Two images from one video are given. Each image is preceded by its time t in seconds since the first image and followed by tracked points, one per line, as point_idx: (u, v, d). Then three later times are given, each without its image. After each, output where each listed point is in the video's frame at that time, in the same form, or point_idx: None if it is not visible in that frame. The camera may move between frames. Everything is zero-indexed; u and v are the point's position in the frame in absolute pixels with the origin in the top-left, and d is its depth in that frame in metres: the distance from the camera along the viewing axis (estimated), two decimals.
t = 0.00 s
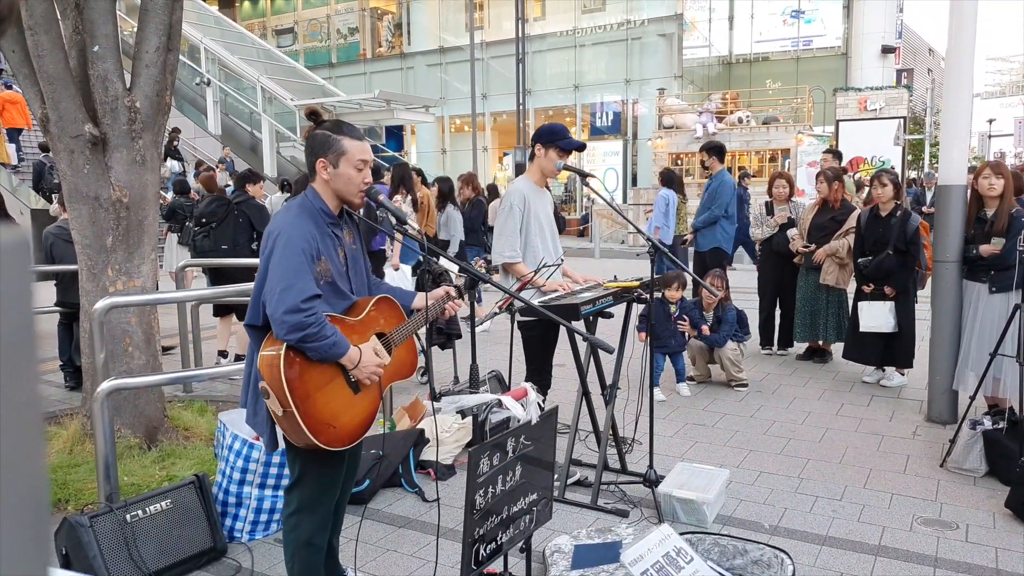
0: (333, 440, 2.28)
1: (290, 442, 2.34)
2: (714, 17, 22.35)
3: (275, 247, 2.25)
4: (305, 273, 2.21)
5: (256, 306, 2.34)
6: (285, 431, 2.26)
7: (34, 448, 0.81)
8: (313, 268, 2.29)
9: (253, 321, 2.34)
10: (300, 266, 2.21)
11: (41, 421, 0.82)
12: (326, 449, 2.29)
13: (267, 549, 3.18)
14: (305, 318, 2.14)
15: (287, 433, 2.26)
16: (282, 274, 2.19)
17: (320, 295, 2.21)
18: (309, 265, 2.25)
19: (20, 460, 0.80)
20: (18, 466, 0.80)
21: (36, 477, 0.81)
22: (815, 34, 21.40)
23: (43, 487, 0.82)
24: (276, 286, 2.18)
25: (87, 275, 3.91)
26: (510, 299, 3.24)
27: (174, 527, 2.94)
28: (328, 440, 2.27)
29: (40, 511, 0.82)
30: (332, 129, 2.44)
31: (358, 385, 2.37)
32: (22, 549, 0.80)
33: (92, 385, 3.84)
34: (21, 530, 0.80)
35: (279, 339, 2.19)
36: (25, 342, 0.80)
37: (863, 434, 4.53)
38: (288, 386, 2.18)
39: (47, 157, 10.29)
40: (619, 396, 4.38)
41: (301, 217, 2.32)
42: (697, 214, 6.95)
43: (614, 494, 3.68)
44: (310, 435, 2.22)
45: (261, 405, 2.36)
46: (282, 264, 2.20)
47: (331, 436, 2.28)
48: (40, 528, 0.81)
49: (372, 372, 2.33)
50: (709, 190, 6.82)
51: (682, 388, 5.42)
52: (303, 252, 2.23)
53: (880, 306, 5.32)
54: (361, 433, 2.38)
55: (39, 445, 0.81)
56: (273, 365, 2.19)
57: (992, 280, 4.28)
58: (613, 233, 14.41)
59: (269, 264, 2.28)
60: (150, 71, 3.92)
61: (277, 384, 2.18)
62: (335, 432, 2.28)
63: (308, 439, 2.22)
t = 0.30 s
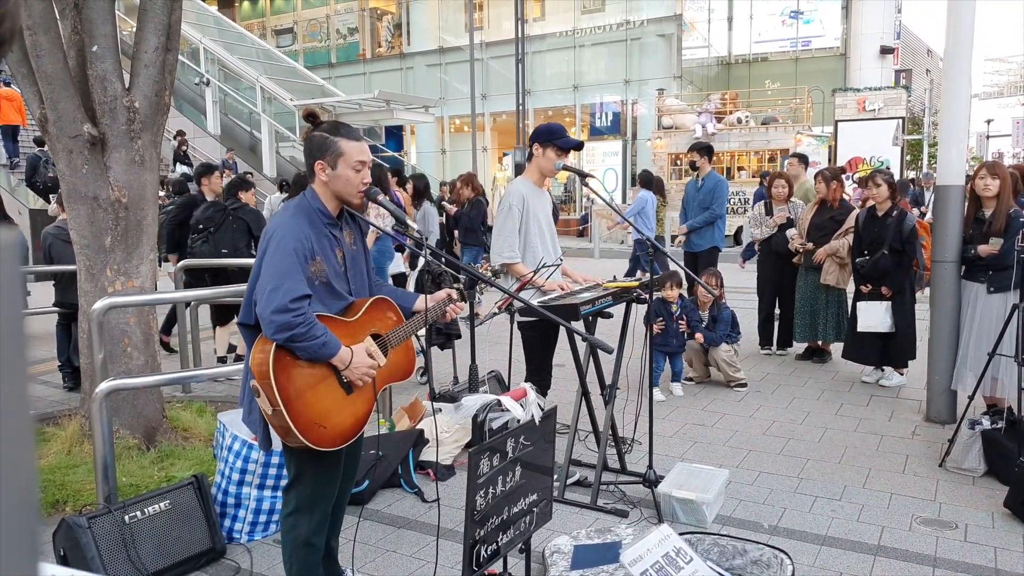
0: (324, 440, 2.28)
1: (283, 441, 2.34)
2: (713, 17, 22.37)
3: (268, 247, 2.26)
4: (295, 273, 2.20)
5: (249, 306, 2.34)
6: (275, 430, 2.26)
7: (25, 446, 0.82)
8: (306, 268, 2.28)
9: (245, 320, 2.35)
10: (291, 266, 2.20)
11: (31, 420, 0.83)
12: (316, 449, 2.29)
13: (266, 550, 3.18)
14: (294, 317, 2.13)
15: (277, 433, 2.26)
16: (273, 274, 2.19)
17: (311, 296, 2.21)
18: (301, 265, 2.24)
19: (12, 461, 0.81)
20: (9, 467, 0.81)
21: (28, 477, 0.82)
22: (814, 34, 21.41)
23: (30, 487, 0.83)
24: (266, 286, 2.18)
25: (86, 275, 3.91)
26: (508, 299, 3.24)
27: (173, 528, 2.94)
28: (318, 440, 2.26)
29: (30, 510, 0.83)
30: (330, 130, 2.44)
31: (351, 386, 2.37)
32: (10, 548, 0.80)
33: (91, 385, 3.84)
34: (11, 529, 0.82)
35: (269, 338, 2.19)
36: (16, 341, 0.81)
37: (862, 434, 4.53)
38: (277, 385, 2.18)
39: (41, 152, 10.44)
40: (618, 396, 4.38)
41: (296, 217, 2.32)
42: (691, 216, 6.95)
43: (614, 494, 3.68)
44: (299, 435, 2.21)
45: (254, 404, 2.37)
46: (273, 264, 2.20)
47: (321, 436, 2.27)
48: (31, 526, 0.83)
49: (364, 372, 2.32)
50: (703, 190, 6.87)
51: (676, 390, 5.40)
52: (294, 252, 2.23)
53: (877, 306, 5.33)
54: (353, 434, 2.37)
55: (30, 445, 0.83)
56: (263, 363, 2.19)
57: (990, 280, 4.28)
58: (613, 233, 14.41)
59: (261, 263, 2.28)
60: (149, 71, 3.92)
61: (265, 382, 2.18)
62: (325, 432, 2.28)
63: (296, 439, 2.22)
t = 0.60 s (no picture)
0: (318, 441, 2.28)
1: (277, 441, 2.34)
2: (713, 18, 22.39)
3: (264, 247, 2.26)
4: (290, 273, 2.20)
5: (245, 306, 2.34)
6: (269, 430, 2.26)
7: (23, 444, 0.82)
8: (301, 268, 2.28)
9: (241, 320, 2.36)
10: (286, 266, 2.20)
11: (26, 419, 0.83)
12: (310, 449, 2.29)
13: (265, 550, 3.18)
14: (287, 317, 2.13)
15: (271, 433, 2.26)
16: (267, 274, 2.19)
17: (305, 296, 2.21)
18: (297, 265, 2.24)
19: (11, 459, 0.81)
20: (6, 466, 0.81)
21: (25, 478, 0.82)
22: (814, 35, 21.39)
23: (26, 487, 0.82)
24: (261, 286, 2.18)
25: (86, 275, 3.91)
26: (508, 300, 3.24)
27: (173, 528, 2.94)
28: (312, 440, 2.26)
29: (29, 512, 0.83)
30: (330, 131, 2.44)
31: (346, 386, 2.37)
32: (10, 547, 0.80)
33: (91, 385, 3.84)
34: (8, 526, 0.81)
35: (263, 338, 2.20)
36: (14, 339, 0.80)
37: (861, 435, 4.53)
38: (270, 384, 2.18)
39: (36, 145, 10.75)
40: (618, 397, 4.38)
41: (292, 217, 2.32)
42: (693, 220, 6.89)
43: (613, 495, 3.68)
44: (292, 435, 2.21)
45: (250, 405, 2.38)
46: (268, 264, 2.20)
47: (314, 437, 2.27)
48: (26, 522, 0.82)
49: (358, 373, 2.33)
50: (701, 193, 6.88)
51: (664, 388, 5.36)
52: (290, 252, 2.23)
53: (874, 307, 5.33)
54: (347, 434, 2.37)
55: (27, 444, 0.82)
56: (256, 363, 2.19)
57: (990, 281, 4.28)
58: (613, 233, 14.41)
59: (258, 263, 2.28)
60: (149, 70, 3.92)
61: (259, 381, 2.18)
62: (318, 432, 2.28)
63: (289, 438, 2.22)
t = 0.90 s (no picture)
0: (314, 441, 2.27)
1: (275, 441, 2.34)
2: (712, 19, 22.43)
3: (261, 246, 2.26)
4: (287, 272, 2.20)
5: (242, 306, 2.35)
6: (266, 430, 2.26)
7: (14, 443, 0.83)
8: (299, 267, 2.28)
9: (238, 320, 2.36)
10: (283, 265, 2.20)
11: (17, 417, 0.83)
12: (307, 449, 2.28)
13: (263, 550, 3.17)
14: (283, 317, 2.13)
15: (267, 433, 2.26)
16: (264, 273, 2.19)
17: (302, 296, 2.20)
18: (294, 265, 2.24)
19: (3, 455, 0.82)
20: None
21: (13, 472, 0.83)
22: (812, 36, 21.33)
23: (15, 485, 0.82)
24: (257, 285, 2.18)
25: (83, 275, 3.91)
26: (506, 300, 3.24)
27: (170, 528, 2.94)
28: (308, 440, 2.26)
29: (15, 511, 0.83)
30: (328, 130, 2.44)
31: (343, 386, 2.36)
32: None
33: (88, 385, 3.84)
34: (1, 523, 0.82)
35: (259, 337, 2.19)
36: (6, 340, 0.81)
37: (859, 435, 4.53)
38: (267, 384, 2.18)
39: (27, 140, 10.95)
40: (616, 397, 4.38)
41: (290, 217, 2.32)
42: (691, 221, 6.87)
43: (611, 494, 3.68)
44: (288, 435, 2.21)
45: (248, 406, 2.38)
46: (264, 263, 2.20)
47: (310, 437, 2.26)
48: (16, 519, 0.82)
49: (355, 373, 2.32)
50: (698, 194, 6.87)
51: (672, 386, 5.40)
52: (287, 251, 2.23)
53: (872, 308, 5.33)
54: (344, 435, 2.37)
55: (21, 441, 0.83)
56: (253, 363, 2.19)
57: (987, 282, 4.29)
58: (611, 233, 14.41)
59: (255, 262, 2.28)
60: (147, 70, 3.91)
61: (255, 381, 2.18)
62: (315, 433, 2.27)
63: (285, 438, 2.22)
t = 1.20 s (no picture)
0: (317, 440, 2.27)
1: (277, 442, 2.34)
2: (709, 19, 22.50)
3: (262, 246, 2.26)
4: (288, 273, 2.20)
5: (243, 306, 2.34)
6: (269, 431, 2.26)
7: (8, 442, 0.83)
8: (300, 267, 2.28)
9: (239, 320, 2.35)
10: (284, 266, 2.20)
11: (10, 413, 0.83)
12: (310, 449, 2.28)
13: (260, 551, 3.17)
14: (286, 317, 2.13)
15: (270, 433, 2.26)
16: (265, 274, 2.18)
17: (303, 296, 2.20)
18: (295, 265, 2.24)
19: None
20: None
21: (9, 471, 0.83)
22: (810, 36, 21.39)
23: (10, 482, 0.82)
24: (259, 286, 2.17)
25: (80, 275, 3.90)
26: (505, 300, 3.24)
27: (167, 529, 2.94)
28: (311, 440, 2.26)
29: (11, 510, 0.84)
30: (326, 129, 2.43)
31: (344, 386, 2.36)
32: None
33: (85, 385, 3.83)
34: None
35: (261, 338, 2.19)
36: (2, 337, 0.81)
37: (856, 435, 4.54)
38: (269, 384, 2.18)
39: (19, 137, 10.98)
40: (613, 397, 4.38)
41: (290, 217, 2.31)
42: (688, 222, 6.88)
43: (608, 494, 3.68)
44: (290, 435, 2.21)
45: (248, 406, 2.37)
46: (266, 263, 2.20)
47: (313, 437, 2.26)
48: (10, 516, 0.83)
49: (357, 373, 2.32)
50: (697, 196, 6.86)
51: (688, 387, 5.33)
52: (288, 251, 2.23)
53: (870, 308, 5.34)
54: (346, 435, 2.37)
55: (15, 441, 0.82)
56: (255, 364, 2.19)
57: (983, 282, 4.31)
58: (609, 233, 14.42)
59: (256, 262, 2.28)
60: (144, 69, 3.91)
61: (257, 382, 2.18)
62: (317, 433, 2.27)
63: (288, 439, 2.22)
